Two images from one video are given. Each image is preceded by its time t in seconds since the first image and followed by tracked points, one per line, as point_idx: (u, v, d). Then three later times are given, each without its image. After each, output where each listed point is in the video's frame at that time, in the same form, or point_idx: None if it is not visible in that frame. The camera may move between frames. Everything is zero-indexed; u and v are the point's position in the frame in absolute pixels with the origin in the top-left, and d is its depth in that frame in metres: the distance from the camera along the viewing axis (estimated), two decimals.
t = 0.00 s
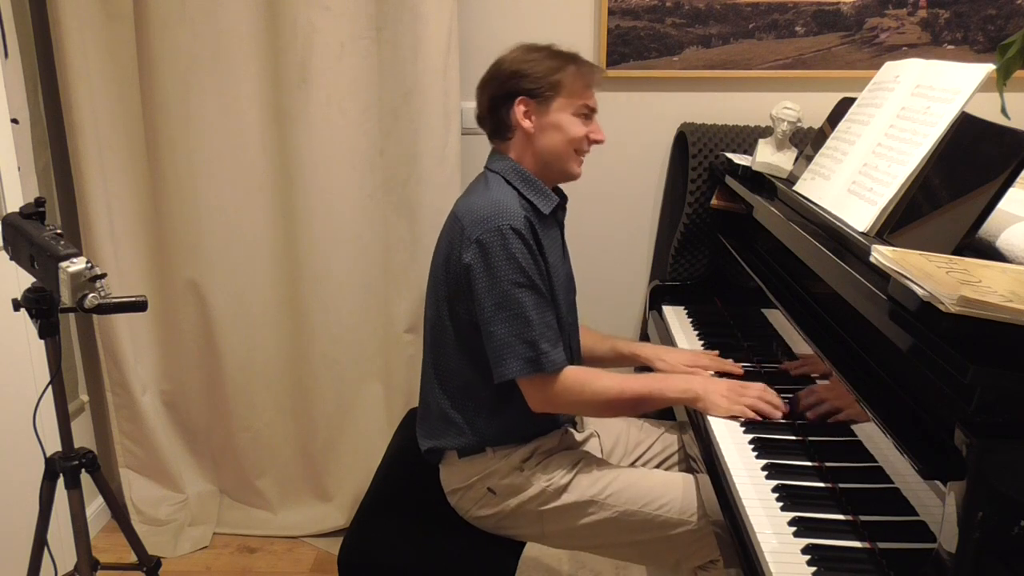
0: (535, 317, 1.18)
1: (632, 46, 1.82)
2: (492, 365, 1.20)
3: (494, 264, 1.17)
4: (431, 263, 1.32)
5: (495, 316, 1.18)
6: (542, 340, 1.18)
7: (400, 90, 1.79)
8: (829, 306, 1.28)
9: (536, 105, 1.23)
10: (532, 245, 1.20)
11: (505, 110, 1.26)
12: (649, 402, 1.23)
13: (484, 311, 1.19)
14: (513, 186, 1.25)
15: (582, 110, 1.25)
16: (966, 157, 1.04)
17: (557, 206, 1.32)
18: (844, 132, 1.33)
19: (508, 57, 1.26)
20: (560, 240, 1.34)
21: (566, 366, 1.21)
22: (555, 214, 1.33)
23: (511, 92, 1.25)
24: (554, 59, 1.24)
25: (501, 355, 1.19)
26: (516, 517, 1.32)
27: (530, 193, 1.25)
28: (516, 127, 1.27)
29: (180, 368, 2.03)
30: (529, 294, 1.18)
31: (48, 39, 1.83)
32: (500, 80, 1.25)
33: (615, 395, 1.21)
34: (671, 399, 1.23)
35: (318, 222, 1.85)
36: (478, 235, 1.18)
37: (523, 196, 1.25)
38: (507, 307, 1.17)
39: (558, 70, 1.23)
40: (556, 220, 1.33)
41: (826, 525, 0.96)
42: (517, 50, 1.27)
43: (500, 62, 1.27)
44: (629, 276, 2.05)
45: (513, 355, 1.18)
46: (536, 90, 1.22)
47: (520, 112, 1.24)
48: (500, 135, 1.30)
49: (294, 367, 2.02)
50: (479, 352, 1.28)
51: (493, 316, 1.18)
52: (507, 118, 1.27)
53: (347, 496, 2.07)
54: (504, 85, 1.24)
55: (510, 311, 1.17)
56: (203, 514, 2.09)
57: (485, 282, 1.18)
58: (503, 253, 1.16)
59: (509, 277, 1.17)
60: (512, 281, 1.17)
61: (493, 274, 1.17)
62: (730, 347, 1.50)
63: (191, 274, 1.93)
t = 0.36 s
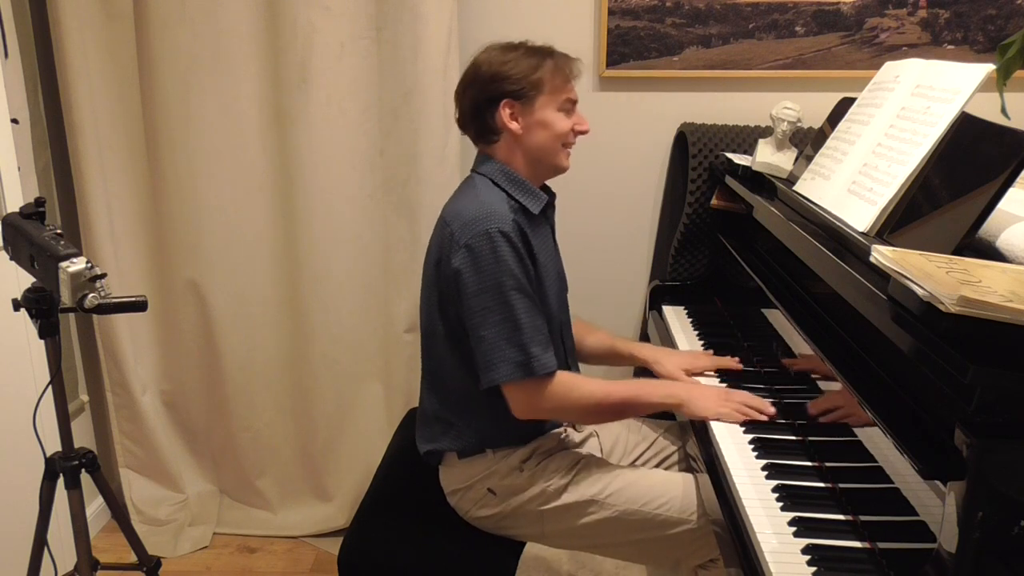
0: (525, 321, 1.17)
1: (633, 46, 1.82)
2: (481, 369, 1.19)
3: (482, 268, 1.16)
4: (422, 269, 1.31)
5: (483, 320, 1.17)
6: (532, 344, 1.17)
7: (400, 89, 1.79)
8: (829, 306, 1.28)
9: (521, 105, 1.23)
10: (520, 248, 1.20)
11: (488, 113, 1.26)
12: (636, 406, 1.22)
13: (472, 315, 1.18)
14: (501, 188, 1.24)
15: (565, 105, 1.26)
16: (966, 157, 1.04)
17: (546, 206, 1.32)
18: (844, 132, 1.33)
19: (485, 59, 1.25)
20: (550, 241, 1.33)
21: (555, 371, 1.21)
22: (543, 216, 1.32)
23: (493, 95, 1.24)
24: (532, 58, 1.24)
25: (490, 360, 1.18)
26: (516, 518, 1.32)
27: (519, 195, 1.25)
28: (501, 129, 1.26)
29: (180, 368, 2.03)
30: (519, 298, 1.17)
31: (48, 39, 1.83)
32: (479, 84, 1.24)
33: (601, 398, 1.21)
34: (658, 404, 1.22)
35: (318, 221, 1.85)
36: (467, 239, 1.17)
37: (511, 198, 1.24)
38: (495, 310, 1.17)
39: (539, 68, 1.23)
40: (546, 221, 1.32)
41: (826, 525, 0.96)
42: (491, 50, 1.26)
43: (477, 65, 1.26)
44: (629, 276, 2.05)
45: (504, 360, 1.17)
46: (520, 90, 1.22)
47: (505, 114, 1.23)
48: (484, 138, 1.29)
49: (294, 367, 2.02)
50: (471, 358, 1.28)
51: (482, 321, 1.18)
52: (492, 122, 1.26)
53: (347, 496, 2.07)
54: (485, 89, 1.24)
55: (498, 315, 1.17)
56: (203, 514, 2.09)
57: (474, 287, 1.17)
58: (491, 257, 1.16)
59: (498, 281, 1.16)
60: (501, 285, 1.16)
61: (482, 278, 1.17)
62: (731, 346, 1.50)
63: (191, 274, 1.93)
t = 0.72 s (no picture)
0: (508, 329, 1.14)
1: (632, 46, 1.82)
2: (465, 379, 1.17)
3: (466, 276, 1.15)
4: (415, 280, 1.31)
5: (466, 328, 1.15)
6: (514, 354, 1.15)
7: (400, 89, 1.79)
8: (829, 306, 1.28)
9: (534, 119, 1.21)
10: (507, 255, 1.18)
11: (498, 120, 1.23)
12: (615, 411, 1.18)
13: (457, 323, 1.16)
14: (494, 194, 1.24)
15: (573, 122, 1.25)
16: (966, 157, 1.04)
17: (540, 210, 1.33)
18: (844, 131, 1.33)
19: (503, 63, 1.20)
20: (543, 248, 1.33)
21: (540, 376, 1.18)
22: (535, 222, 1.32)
23: (507, 104, 1.21)
24: (550, 69, 1.20)
25: (473, 369, 1.15)
26: (516, 519, 1.33)
27: (509, 201, 1.25)
28: (509, 138, 1.24)
29: (180, 368, 2.03)
30: (503, 306, 1.15)
31: (48, 39, 1.83)
32: (494, 91, 1.21)
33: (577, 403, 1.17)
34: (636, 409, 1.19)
35: (318, 221, 1.85)
36: (453, 247, 1.16)
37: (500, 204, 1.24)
38: (479, 318, 1.15)
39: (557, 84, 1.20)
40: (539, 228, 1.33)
41: (826, 525, 0.96)
42: (508, 53, 1.22)
43: (493, 68, 1.21)
44: (629, 276, 2.05)
45: (485, 369, 1.15)
46: (536, 105, 1.20)
47: (518, 126, 1.22)
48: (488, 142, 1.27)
49: (294, 366, 2.02)
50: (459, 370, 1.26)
51: (466, 330, 1.16)
52: (500, 128, 1.24)
53: (348, 496, 2.07)
54: (500, 98, 1.20)
55: (481, 322, 1.15)
56: (203, 514, 2.09)
57: (458, 295, 1.16)
58: (476, 264, 1.15)
59: (482, 288, 1.14)
60: (484, 293, 1.14)
61: (466, 286, 1.15)
62: (730, 345, 1.50)
63: (191, 274, 1.93)
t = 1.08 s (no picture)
0: (519, 320, 1.15)
1: (632, 46, 1.82)
2: (475, 379, 1.17)
3: (465, 277, 1.15)
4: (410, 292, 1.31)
5: (472, 327, 1.15)
6: (529, 343, 1.15)
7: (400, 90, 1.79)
8: (829, 306, 1.28)
9: (512, 137, 1.21)
10: (502, 252, 1.19)
11: (481, 133, 1.23)
12: (649, 393, 1.18)
13: (463, 324, 1.16)
14: (478, 199, 1.27)
15: (559, 137, 1.22)
16: (966, 157, 1.04)
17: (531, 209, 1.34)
18: (844, 132, 1.33)
19: (485, 74, 1.19)
20: (532, 246, 1.34)
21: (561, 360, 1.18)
22: (527, 223, 1.34)
23: (487, 120, 1.21)
24: (527, 86, 1.17)
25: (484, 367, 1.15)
26: (515, 519, 1.33)
27: (498, 203, 1.27)
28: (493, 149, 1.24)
29: (180, 368, 2.03)
30: (508, 301, 1.15)
31: (48, 39, 1.83)
32: (474, 106, 1.20)
33: (608, 384, 1.16)
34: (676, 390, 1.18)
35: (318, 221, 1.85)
36: (448, 251, 1.16)
37: (491, 207, 1.27)
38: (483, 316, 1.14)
39: (533, 105, 1.17)
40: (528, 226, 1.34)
41: (825, 525, 0.96)
42: (492, 60, 1.19)
43: (476, 79, 1.20)
44: (629, 276, 2.05)
45: (502, 362, 1.15)
46: (512, 125, 1.19)
47: (496, 143, 1.22)
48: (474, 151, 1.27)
49: (294, 366, 2.02)
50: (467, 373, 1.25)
51: (474, 330, 1.15)
52: (483, 140, 1.24)
53: (347, 496, 2.07)
54: (479, 115, 1.21)
55: (488, 319, 1.15)
56: (203, 514, 2.09)
57: (461, 295, 1.16)
58: (474, 264, 1.15)
59: (486, 285, 1.14)
60: (488, 290, 1.14)
61: (468, 286, 1.15)
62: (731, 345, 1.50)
63: (191, 274, 1.93)
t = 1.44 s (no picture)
0: (510, 324, 1.15)
1: (632, 46, 1.82)
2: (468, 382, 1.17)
3: (457, 280, 1.15)
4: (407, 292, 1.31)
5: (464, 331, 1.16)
6: (520, 347, 1.15)
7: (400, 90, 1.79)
8: (829, 306, 1.28)
9: (499, 136, 1.21)
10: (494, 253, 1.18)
11: (469, 138, 1.24)
12: (639, 397, 1.18)
13: (456, 327, 1.16)
14: (472, 199, 1.27)
15: (547, 130, 1.22)
16: (966, 157, 1.04)
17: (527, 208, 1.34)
18: (844, 131, 1.33)
19: (463, 80, 1.21)
20: (528, 246, 1.34)
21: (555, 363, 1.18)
22: (524, 224, 1.34)
23: (472, 124, 1.22)
24: (504, 83, 1.17)
25: (477, 370, 1.16)
26: (515, 521, 1.33)
27: (494, 203, 1.27)
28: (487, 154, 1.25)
29: (180, 368, 2.03)
30: (500, 304, 1.15)
31: (48, 39, 1.83)
32: (457, 111, 1.22)
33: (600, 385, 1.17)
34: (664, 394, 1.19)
35: (318, 221, 1.85)
36: (441, 252, 1.16)
37: (484, 206, 1.27)
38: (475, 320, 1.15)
39: (513, 100, 1.18)
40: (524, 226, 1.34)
41: (825, 525, 0.96)
42: (467, 65, 1.21)
43: (455, 86, 1.22)
44: (630, 275, 2.05)
45: (493, 367, 1.15)
46: (497, 123, 1.20)
47: (485, 144, 1.23)
48: (468, 162, 1.28)
49: (295, 366, 2.02)
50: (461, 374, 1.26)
51: (466, 332, 1.16)
52: (474, 145, 1.25)
53: (348, 496, 2.07)
54: (464, 119, 1.22)
55: (480, 322, 1.15)
56: (204, 514, 2.09)
57: (454, 298, 1.16)
58: (466, 266, 1.15)
59: (477, 288, 1.14)
60: (480, 292, 1.14)
61: (460, 289, 1.15)
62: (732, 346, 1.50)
63: (191, 274, 1.93)
